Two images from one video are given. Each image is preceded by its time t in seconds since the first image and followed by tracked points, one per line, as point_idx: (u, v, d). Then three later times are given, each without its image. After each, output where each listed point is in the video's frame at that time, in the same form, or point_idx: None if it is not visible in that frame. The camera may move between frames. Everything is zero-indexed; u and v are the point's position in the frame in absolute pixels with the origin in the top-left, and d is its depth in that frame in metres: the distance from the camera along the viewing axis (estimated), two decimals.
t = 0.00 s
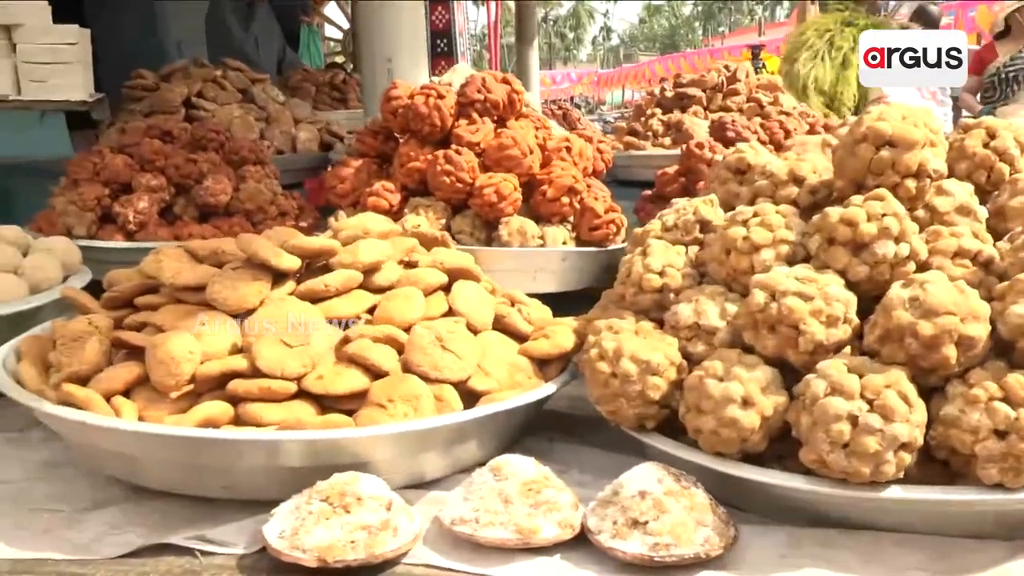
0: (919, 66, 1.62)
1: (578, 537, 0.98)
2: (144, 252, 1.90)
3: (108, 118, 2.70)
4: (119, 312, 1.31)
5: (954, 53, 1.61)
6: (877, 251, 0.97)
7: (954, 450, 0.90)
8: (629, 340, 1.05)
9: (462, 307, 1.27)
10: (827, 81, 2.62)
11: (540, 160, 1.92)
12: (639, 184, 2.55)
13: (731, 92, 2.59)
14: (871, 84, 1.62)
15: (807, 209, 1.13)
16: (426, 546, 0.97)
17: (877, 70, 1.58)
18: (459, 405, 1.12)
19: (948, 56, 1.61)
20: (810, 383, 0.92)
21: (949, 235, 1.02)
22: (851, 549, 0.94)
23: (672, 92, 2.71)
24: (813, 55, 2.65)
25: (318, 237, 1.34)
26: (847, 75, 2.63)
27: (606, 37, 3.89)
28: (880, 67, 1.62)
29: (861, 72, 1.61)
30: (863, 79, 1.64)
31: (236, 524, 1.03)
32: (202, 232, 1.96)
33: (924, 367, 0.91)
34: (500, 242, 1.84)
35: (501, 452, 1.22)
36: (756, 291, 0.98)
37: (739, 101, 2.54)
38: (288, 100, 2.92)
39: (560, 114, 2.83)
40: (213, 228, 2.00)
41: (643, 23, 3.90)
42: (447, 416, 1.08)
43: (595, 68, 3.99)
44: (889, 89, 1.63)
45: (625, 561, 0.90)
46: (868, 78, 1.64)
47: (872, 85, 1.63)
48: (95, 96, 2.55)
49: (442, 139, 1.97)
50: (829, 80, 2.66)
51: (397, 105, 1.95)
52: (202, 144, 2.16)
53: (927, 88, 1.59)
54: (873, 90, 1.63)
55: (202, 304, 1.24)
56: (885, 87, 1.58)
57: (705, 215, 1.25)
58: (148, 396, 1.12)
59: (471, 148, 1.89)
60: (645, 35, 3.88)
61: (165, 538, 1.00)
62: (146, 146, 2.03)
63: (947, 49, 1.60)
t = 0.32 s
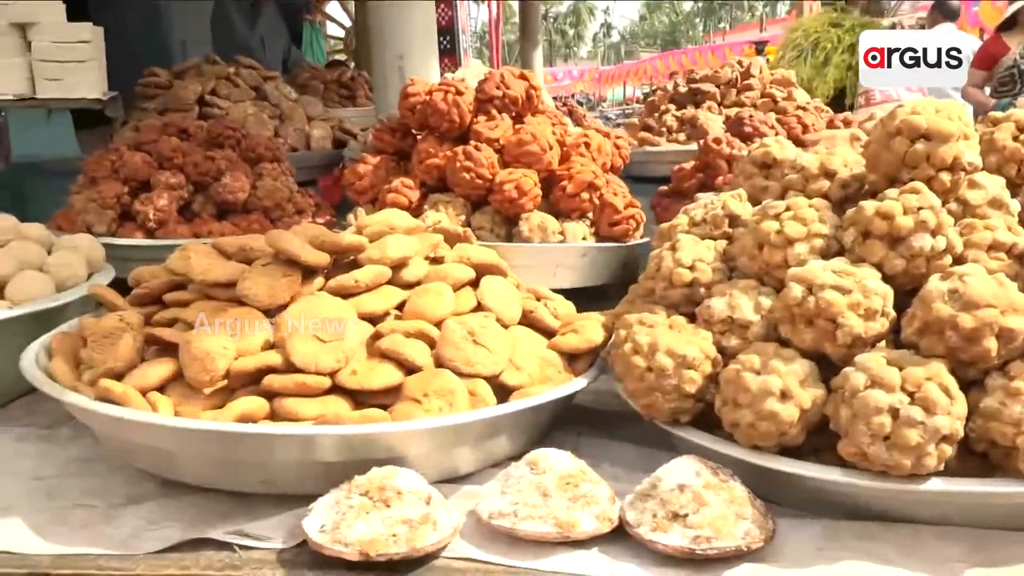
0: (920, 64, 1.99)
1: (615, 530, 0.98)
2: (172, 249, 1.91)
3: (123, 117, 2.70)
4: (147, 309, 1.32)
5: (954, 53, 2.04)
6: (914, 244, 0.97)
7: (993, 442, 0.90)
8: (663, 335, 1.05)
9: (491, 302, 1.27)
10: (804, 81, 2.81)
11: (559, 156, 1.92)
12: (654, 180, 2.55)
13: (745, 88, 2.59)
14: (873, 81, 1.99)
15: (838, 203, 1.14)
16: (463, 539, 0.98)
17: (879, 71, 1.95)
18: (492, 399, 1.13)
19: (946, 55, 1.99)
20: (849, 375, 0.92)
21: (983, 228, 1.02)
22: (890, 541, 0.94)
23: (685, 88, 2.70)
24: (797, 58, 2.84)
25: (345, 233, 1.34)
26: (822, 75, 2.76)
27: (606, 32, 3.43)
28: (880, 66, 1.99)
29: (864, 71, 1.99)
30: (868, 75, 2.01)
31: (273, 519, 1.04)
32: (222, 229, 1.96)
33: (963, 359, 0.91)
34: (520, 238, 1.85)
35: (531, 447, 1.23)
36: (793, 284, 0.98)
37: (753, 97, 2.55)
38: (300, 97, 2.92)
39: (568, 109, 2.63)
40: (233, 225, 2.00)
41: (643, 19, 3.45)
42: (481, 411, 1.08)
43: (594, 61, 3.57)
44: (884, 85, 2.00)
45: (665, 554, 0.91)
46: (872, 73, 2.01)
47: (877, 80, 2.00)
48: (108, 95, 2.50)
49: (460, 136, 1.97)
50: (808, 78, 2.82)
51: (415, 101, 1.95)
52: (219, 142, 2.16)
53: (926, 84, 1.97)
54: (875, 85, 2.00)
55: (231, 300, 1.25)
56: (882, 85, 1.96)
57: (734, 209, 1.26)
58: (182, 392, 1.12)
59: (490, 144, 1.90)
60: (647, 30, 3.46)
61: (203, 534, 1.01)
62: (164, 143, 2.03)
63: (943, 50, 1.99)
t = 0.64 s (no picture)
0: (919, 64, 1.93)
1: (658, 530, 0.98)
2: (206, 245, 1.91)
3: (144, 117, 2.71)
4: (181, 306, 1.32)
5: (955, 53, 1.92)
6: (961, 243, 0.96)
7: None
8: (705, 334, 1.05)
9: (526, 300, 1.27)
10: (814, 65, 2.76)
11: (584, 155, 1.92)
12: (674, 180, 2.54)
13: (766, 88, 2.58)
14: (868, 82, 1.97)
15: (879, 202, 1.13)
16: (505, 538, 0.97)
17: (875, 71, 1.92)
18: (531, 398, 1.12)
19: (948, 56, 1.91)
20: (897, 374, 0.92)
21: None
22: (937, 541, 0.93)
23: (705, 87, 2.68)
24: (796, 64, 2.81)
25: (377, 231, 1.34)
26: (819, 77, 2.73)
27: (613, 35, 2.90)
28: (880, 66, 1.96)
29: (862, 71, 1.97)
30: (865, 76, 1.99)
31: (313, 516, 1.04)
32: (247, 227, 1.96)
33: (1013, 358, 0.91)
34: (546, 237, 1.84)
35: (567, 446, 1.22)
36: (839, 283, 0.98)
37: (774, 97, 2.54)
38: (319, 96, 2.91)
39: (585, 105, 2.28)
40: (257, 223, 2.00)
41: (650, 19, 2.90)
42: (521, 409, 1.08)
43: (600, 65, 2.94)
44: (882, 85, 1.98)
45: (712, 553, 0.90)
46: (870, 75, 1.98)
47: (875, 81, 1.97)
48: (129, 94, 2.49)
49: (485, 134, 1.97)
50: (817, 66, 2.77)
51: (439, 100, 1.95)
52: (242, 140, 2.15)
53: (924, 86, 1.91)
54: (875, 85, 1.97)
55: (267, 298, 1.24)
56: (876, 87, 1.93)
57: (771, 207, 1.25)
58: (221, 389, 1.12)
59: (515, 142, 1.89)
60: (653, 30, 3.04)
61: (245, 530, 1.01)
62: (189, 142, 2.03)
63: (947, 49, 1.90)
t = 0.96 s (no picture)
0: (919, 65, 1.81)
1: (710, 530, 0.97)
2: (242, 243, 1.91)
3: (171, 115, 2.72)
4: (222, 303, 1.32)
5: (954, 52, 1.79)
6: (1019, 242, 0.96)
7: None
8: (756, 333, 1.04)
9: (567, 299, 1.26)
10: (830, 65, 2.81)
11: (617, 155, 1.91)
12: (702, 180, 2.53)
13: (794, 88, 2.58)
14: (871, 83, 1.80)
15: (929, 201, 1.12)
16: (556, 537, 0.97)
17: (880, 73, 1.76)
18: (577, 397, 1.12)
19: (947, 56, 1.79)
20: (956, 375, 0.91)
21: None
22: (995, 544, 0.92)
23: (733, 87, 2.66)
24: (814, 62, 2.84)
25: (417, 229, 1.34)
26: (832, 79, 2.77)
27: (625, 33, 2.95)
28: (880, 66, 1.80)
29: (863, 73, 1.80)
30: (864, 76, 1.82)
31: (361, 513, 1.03)
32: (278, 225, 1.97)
33: None
34: (579, 236, 1.83)
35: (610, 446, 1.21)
36: (894, 283, 0.97)
37: (803, 97, 2.52)
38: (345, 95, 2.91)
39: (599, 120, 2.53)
40: (288, 222, 2.01)
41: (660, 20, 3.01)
42: (569, 408, 1.07)
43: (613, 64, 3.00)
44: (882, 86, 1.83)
45: (767, 554, 0.90)
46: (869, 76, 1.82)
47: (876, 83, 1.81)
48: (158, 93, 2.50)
49: (517, 133, 1.97)
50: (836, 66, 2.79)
51: (471, 99, 1.95)
52: (273, 138, 2.16)
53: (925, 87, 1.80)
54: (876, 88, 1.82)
55: (310, 295, 1.24)
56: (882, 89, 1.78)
57: (816, 207, 1.24)
58: (267, 386, 1.13)
59: (548, 142, 1.89)
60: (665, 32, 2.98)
61: (294, 527, 1.01)
62: (221, 140, 2.05)
63: (947, 50, 1.78)
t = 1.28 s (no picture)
0: (919, 65, 1.75)
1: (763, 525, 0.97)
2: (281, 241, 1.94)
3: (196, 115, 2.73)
4: (264, 300, 1.32)
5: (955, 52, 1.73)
6: None
7: None
8: (806, 328, 1.04)
9: (609, 294, 1.26)
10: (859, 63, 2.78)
11: (647, 151, 1.91)
12: (728, 177, 2.52)
13: (820, 83, 2.56)
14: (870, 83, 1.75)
15: (978, 194, 1.12)
16: (609, 532, 0.97)
17: (877, 70, 1.72)
18: (624, 392, 1.12)
19: (948, 56, 1.74)
20: (1014, 368, 0.91)
21: None
22: None
23: (757, 84, 2.64)
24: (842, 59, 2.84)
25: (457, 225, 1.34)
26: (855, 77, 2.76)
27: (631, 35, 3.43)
28: (880, 66, 1.75)
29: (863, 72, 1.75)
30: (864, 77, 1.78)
31: (411, 508, 1.04)
32: (308, 223, 1.97)
33: None
34: (611, 233, 1.83)
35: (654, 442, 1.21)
36: (948, 276, 0.97)
37: (829, 92, 2.51)
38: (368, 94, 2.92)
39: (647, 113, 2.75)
40: (318, 220, 2.01)
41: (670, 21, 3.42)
42: (617, 403, 1.07)
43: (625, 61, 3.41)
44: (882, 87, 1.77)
45: (825, 548, 0.89)
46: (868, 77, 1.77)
47: (875, 83, 1.76)
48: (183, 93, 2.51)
49: (547, 129, 1.97)
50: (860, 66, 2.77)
51: (500, 96, 1.95)
52: (301, 136, 2.18)
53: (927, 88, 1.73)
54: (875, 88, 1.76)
55: (353, 291, 1.25)
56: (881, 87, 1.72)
57: (860, 201, 1.24)
58: (314, 382, 1.13)
59: (578, 138, 1.89)
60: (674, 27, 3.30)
61: (346, 522, 1.01)
62: (250, 139, 2.06)
63: (946, 49, 1.72)
